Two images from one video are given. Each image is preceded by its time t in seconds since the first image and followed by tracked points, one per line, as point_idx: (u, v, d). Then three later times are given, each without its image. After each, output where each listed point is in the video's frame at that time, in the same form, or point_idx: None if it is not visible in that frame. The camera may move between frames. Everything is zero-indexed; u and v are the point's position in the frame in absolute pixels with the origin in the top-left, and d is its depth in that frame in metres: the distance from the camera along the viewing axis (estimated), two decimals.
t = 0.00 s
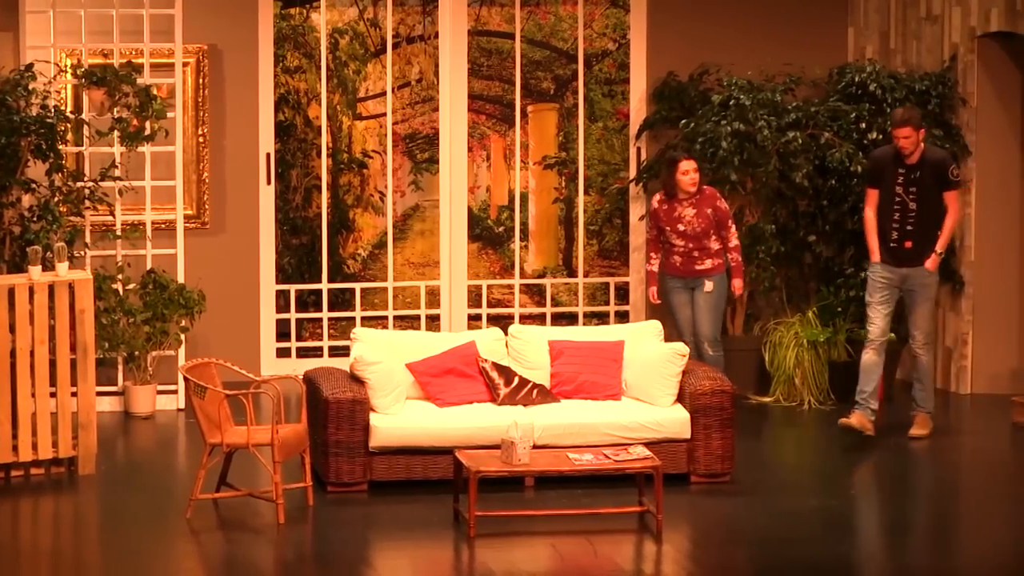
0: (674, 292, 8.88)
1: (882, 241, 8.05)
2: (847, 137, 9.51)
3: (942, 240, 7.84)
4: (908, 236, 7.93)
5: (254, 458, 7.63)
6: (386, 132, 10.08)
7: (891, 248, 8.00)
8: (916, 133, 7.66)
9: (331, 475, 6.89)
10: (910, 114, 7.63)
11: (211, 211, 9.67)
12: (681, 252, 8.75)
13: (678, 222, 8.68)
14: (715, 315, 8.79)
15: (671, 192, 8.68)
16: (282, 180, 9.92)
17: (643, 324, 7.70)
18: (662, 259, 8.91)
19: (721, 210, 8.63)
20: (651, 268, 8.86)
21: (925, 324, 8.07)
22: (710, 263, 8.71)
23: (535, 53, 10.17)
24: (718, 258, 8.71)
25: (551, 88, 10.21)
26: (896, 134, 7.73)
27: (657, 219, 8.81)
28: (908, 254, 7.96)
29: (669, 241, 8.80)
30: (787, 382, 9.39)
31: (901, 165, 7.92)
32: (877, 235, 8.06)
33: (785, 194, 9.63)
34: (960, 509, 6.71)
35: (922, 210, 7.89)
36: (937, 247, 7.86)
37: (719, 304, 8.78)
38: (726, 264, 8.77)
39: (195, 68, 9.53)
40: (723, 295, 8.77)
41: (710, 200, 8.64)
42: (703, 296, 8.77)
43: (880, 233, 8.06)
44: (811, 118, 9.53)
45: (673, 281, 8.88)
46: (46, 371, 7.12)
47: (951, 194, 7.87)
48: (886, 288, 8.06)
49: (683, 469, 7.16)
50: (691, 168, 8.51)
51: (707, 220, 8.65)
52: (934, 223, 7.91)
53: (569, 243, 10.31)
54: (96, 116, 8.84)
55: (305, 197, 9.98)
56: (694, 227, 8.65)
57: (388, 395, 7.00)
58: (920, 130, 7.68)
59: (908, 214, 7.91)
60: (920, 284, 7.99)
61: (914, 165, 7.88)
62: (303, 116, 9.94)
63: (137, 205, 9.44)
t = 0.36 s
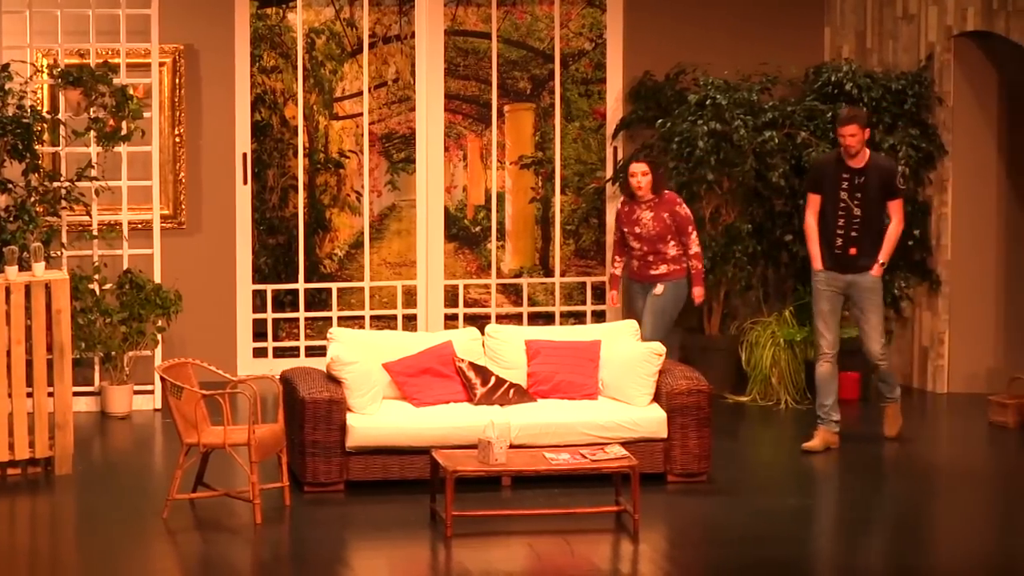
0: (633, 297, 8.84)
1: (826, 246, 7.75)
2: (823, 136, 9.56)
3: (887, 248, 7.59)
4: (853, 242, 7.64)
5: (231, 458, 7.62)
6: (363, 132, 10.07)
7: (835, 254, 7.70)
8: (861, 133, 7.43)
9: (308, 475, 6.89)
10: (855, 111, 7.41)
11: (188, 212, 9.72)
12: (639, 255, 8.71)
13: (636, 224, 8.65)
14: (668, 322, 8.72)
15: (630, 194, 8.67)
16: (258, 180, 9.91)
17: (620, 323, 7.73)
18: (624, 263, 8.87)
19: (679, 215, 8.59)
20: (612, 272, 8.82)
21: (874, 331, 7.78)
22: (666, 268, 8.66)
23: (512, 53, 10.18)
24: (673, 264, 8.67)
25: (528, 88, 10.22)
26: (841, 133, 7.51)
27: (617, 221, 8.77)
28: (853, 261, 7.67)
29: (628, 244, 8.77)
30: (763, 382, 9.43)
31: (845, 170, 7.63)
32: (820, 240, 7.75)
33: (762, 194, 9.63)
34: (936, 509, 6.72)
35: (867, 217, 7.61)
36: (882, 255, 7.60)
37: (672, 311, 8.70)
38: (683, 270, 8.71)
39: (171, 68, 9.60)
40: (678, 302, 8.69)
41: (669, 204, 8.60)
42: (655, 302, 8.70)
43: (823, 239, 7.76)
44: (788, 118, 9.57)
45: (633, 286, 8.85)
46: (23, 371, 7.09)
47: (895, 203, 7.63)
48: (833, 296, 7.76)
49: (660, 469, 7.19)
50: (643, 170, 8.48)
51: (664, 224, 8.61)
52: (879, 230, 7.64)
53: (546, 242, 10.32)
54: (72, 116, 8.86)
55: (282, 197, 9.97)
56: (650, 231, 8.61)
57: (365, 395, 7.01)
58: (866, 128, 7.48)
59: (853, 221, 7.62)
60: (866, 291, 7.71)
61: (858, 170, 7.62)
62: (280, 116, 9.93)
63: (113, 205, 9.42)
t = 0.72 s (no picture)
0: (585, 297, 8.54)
1: (781, 251, 7.61)
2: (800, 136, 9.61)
3: (839, 252, 7.40)
4: (804, 245, 7.49)
5: (208, 458, 7.62)
6: (340, 131, 10.05)
7: (788, 258, 7.56)
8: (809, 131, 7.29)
9: (285, 475, 6.89)
10: (804, 110, 7.28)
11: (164, 211, 9.73)
12: (588, 255, 8.40)
13: (585, 221, 8.35)
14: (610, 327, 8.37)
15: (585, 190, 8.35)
16: (235, 180, 9.90)
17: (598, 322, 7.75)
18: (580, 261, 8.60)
19: (625, 216, 8.19)
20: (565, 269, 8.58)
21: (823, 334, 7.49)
22: (611, 271, 8.32)
23: (488, 52, 10.19)
24: (619, 267, 8.30)
25: (504, 87, 10.23)
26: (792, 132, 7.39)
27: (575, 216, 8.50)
28: (804, 264, 7.49)
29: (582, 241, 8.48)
30: (740, 381, 9.46)
31: (796, 173, 7.52)
32: (776, 246, 7.64)
33: (739, 193, 9.67)
34: (914, 510, 6.74)
35: (819, 220, 7.46)
36: (834, 257, 7.41)
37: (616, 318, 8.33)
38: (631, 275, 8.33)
39: (148, 67, 9.61)
40: (622, 309, 8.31)
41: (617, 203, 8.23)
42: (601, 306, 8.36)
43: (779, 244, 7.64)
44: (765, 116, 9.63)
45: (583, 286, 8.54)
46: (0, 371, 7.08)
47: (849, 207, 7.44)
48: (789, 297, 7.60)
49: (637, 468, 7.21)
50: (587, 167, 8.14)
51: (610, 224, 8.25)
52: (831, 232, 7.47)
53: (524, 242, 10.34)
54: (49, 115, 8.81)
55: (259, 196, 9.96)
56: (596, 230, 8.29)
57: (341, 395, 7.01)
58: (816, 128, 7.34)
59: (804, 223, 7.48)
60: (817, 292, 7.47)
61: (810, 172, 7.48)
62: (256, 115, 9.91)
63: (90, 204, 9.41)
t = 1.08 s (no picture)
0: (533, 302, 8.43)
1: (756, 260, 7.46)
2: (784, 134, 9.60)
3: (808, 262, 7.20)
4: (775, 254, 7.32)
5: (191, 458, 7.62)
6: (322, 132, 10.08)
7: (761, 266, 7.40)
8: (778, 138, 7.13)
9: (268, 475, 6.89)
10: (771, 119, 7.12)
11: (146, 211, 9.68)
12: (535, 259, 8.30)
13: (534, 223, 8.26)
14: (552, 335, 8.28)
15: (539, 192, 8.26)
16: (217, 179, 9.90)
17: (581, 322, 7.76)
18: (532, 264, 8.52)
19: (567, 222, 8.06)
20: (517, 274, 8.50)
21: (792, 344, 7.30)
22: (553, 278, 8.20)
23: (471, 52, 10.21)
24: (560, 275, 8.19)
25: (487, 87, 10.25)
26: (762, 139, 7.25)
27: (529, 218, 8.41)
28: (775, 273, 7.33)
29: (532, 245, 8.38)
30: (723, 380, 9.48)
31: (771, 181, 7.36)
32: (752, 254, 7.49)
33: (721, 193, 9.69)
34: (896, 510, 6.77)
35: (789, 229, 7.28)
36: (804, 268, 7.22)
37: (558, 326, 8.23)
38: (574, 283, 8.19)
39: (131, 68, 9.56)
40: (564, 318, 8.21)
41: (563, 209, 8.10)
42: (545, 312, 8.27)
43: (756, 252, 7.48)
44: (747, 116, 9.66)
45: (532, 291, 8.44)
46: None
47: (821, 217, 7.23)
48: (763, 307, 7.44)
49: (619, 468, 7.23)
50: (533, 170, 8.05)
51: (554, 229, 8.14)
52: (803, 243, 7.28)
53: (506, 242, 10.36)
54: (32, 115, 8.78)
55: (241, 197, 9.98)
56: (540, 233, 8.19)
57: (324, 395, 7.01)
58: (784, 135, 7.18)
59: (774, 232, 7.32)
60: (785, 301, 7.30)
61: (783, 181, 7.31)
62: (239, 115, 9.93)
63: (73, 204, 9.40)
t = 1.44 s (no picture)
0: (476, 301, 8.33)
1: (739, 261, 7.38)
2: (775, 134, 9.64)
3: (795, 265, 7.16)
4: (761, 256, 7.25)
5: (182, 458, 7.62)
6: (312, 131, 10.06)
7: (746, 267, 7.32)
8: (767, 143, 7.08)
9: (258, 475, 6.90)
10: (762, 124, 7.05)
11: (137, 211, 9.74)
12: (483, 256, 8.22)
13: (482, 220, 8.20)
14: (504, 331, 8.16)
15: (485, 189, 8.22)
16: (208, 180, 9.89)
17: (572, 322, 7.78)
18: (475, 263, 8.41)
19: (523, 215, 8.07)
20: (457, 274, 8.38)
21: (780, 350, 7.29)
22: (505, 273, 8.14)
23: (462, 52, 10.21)
24: (512, 270, 8.14)
25: (477, 87, 10.25)
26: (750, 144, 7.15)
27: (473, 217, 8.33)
28: (760, 275, 7.26)
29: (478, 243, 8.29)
30: (714, 380, 9.50)
31: (761, 183, 7.30)
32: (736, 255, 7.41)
33: (712, 193, 9.71)
34: (887, 510, 6.78)
35: (777, 231, 7.23)
36: (792, 270, 7.17)
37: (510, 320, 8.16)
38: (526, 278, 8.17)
39: (121, 68, 9.60)
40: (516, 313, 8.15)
41: (514, 203, 8.11)
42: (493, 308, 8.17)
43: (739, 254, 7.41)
44: (738, 116, 9.71)
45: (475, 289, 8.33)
46: None
47: (808, 221, 7.19)
48: (743, 309, 7.34)
49: (610, 468, 7.24)
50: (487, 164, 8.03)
51: (507, 224, 8.11)
52: (791, 245, 7.23)
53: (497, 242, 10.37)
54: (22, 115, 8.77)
55: (232, 196, 9.96)
56: (491, 229, 8.14)
57: (314, 395, 7.02)
58: (774, 141, 7.11)
59: (762, 233, 7.26)
60: (772, 306, 7.25)
61: (772, 183, 7.26)
62: (229, 115, 9.92)
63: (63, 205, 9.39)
